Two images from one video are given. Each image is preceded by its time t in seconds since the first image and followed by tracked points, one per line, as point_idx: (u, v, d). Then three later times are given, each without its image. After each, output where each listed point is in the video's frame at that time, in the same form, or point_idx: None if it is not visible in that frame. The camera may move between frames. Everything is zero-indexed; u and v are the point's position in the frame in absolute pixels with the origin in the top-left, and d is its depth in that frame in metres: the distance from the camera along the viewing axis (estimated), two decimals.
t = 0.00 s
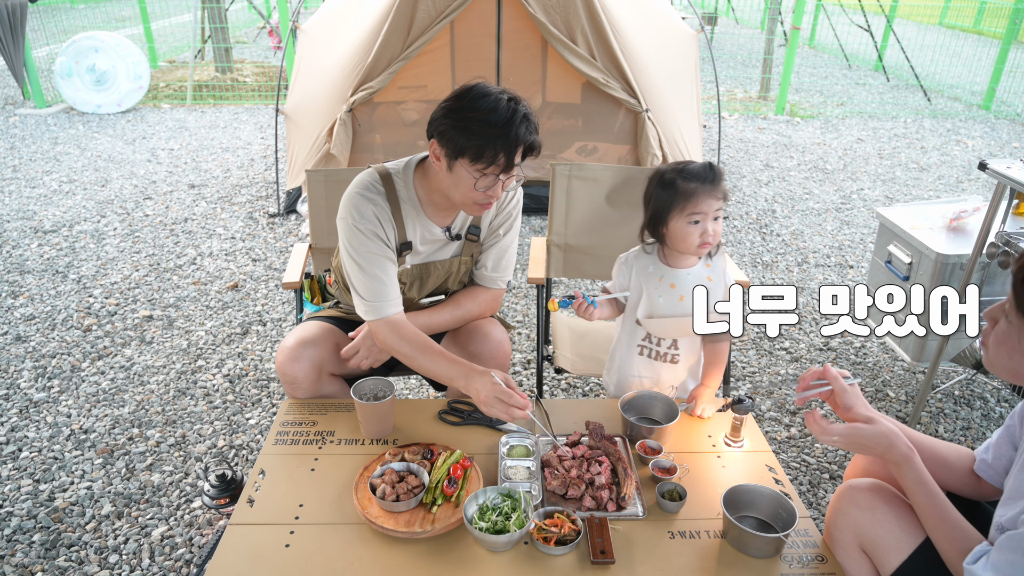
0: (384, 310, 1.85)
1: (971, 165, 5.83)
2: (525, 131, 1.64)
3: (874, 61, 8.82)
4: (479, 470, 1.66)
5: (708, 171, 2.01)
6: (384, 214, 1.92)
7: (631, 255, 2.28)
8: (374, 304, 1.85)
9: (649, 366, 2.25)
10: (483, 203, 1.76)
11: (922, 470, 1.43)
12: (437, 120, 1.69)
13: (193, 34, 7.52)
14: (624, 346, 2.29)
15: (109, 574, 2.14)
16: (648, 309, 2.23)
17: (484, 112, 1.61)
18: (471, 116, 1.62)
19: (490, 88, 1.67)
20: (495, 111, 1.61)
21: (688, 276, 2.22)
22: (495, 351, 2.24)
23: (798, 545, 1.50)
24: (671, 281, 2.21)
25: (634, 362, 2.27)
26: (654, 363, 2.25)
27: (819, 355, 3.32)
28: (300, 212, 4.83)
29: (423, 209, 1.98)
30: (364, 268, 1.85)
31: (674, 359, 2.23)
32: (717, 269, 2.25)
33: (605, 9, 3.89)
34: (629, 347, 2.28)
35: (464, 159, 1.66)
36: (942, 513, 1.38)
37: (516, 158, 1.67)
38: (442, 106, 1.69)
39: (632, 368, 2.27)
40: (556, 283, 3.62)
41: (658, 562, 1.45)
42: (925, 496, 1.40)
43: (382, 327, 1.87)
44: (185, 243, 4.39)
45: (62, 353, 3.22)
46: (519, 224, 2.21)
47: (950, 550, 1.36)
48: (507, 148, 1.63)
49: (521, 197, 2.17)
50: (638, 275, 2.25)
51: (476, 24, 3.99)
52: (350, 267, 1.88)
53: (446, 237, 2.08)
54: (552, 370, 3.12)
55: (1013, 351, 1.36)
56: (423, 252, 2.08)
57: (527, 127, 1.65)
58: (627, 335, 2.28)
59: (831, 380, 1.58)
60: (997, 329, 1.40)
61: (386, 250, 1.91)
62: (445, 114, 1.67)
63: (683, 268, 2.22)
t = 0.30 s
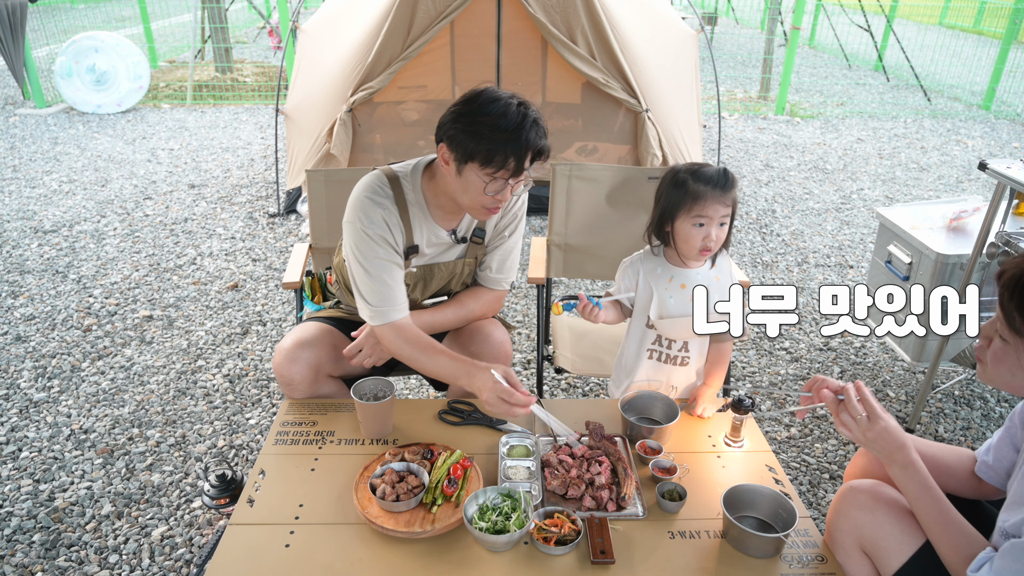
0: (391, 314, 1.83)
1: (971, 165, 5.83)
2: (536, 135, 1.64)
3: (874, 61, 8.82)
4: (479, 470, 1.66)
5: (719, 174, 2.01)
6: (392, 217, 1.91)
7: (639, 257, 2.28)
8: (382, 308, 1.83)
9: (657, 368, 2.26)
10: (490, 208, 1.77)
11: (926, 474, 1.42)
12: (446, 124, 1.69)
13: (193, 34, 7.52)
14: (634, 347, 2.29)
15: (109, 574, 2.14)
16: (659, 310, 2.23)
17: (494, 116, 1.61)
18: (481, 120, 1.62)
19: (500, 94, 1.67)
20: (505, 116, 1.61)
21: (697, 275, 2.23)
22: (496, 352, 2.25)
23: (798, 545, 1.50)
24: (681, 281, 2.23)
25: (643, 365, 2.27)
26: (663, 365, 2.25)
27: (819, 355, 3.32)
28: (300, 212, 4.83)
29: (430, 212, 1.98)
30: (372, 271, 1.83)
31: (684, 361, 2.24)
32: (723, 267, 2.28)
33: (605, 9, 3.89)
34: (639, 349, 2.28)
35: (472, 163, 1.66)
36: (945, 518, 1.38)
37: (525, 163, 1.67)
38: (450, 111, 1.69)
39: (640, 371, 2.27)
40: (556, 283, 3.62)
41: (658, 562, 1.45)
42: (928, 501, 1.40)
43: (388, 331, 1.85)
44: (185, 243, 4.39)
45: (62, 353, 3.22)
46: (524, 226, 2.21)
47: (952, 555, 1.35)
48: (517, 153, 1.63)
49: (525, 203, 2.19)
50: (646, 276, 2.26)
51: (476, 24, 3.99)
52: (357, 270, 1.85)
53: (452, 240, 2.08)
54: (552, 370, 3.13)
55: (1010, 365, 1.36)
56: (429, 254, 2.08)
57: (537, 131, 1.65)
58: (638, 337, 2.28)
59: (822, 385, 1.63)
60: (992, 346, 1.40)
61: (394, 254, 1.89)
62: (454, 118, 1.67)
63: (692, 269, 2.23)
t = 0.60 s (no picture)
0: (457, 326, 1.66)
1: (971, 165, 5.83)
2: (552, 143, 1.65)
3: (874, 61, 8.81)
4: (479, 470, 1.66)
5: (690, 183, 1.98)
6: (427, 228, 1.81)
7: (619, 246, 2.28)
8: (447, 319, 1.65)
9: (624, 355, 2.27)
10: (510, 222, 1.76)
11: (936, 476, 1.42)
12: (462, 136, 1.68)
13: (193, 34, 7.52)
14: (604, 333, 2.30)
15: (109, 574, 2.14)
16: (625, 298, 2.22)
17: (509, 127, 1.61)
18: (496, 131, 1.62)
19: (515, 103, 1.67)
20: (520, 125, 1.61)
21: (669, 271, 2.18)
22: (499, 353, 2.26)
23: (798, 545, 1.50)
24: (653, 274, 2.19)
25: (610, 351, 2.28)
26: (629, 353, 2.26)
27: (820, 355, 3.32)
28: (300, 212, 4.83)
29: (456, 225, 1.92)
30: (426, 282, 1.68)
31: (649, 352, 2.23)
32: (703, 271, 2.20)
33: (605, 9, 3.89)
34: (606, 334, 2.30)
35: (490, 176, 1.66)
36: (950, 520, 1.38)
37: (543, 171, 1.67)
38: (466, 123, 1.69)
39: (608, 356, 2.28)
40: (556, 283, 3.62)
41: (657, 562, 1.45)
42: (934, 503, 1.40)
43: (449, 352, 1.69)
44: (185, 243, 4.39)
45: (62, 353, 3.22)
46: (535, 228, 2.20)
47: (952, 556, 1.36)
48: (534, 161, 1.63)
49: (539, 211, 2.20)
50: (622, 264, 2.25)
51: (476, 24, 3.98)
52: (407, 285, 1.69)
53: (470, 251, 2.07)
54: (552, 370, 3.13)
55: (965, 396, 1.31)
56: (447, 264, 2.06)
57: (553, 138, 1.65)
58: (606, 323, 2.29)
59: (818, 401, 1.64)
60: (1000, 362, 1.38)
61: (440, 265, 1.77)
62: (470, 129, 1.66)
63: (667, 264, 2.18)
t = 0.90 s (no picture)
0: (455, 324, 1.66)
1: (971, 165, 5.83)
2: (553, 144, 1.65)
3: (874, 61, 8.81)
4: (479, 470, 1.66)
5: (693, 184, 1.98)
6: (426, 226, 1.81)
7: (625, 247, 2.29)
8: (444, 317, 1.66)
9: (630, 356, 2.27)
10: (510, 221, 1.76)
11: (938, 478, 1.42)
12: (464, 136, 1.69)
13: (193, 34, 7.52)
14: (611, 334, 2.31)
15: (109, 574, 2.14)
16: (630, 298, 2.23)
17: (512, 126, 1.61)
18: (499, 131, 1.61)
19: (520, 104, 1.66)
20: (522, 125, 1.61)
21: (675, 272, 2.18)
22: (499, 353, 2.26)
23: (798, 545, 1.50)
24: (659, 274, 2.19)
25: (616, 350, 2.29)
26: (636, 353, 2.26)
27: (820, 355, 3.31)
28: (300, 212, 4.83)
29: (456, 224, 1.92)
30: (425, 279, 1.68)
31: (655, 352, 2.24)
32: (709, 271, 2.20)
33: (605, 9, 3.89)
34: (613, 335, 2.30)
35: (492, 176, 1.65)
36: (955, 523, 1.39)
37: (544, 172, 1.67)
38: (468, 123, 1.69)
39: (614, 356, 2.29)
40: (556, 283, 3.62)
41: (658, 562, 1.45)
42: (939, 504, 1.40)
43: (447, 350, 1.69)
44: (185, 243, 4.39)
45: (62, 353, 3.22)
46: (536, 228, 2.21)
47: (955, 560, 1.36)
48: (535, 162, 1.63)
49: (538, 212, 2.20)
50: (628, 265, 2.25)
51: (476, 24, 3.98)
52: (405, 283, 1.69)
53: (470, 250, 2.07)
54: (552, 370, 3.13)
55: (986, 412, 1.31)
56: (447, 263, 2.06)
57: (555, 140, 1.65)
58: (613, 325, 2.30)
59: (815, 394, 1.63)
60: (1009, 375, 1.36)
61: (439, 264, 1.76)
62: (471, 129, 1.66)
63: (673, 264, 2.18)
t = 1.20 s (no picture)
0: (458, 322, 1.66)
1: (971, 165, 5.83)
2: (548, 137, 1.65)
3: (874, 61, 8.81)
4: (479, 470, 1.66)
5: (695, 181, 1.98)
6: (426, 225, 1.81)
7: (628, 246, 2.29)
8: (446, 316, 1.66)
9: (631, 354, 2.27)
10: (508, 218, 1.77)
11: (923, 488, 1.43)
12: (458, 133, 1.69)
13: (193, 34, 7.52)
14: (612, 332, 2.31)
15: (109, 574, 2.14)
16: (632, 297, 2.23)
17: (506, 121, 1.61)
18: (494, 126, 1.62)
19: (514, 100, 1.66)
20: (516, 119, 1.62)
21: (677, 272, 2.18)
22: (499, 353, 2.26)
23: (798, 545, 1.50)
24: (660, 273, 2.19)
25: (618, 349, 2.29)
26: (637, 351, 2.26)
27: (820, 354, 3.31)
28: (300, 212, 4.83)
29: (455, 222, 1.92)
30: (426, 278, 1.68)
31: (656, 351, 2.24)
32: (711, 270, 2.20)
33: (605, 9, 3.89)
34: (614, 333, 2.30)
35: (489, 171, 1.65)
36: (949, 530, 1.39)
37: (540, 166, 1.67)
38: (462, 120, 1.69)
39: (616, 354, 2.29)
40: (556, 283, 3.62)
41: (658, 562, 1.45)
42: (930, 509, 1.41)
43: (450, 348, 1.69)
44: (185, 243, 4.39)
45: (62, 353, 3.22)
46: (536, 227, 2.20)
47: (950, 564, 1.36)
48: (531, 155, 1.63)
49: (538, 210, 2.19)
50: (630, 263, 2.25)
51: (476, 24, 3.98)
52: (407, 283, 1.69)
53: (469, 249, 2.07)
54: (552, 370, 3.13)
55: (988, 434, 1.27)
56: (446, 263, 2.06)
57: (549, 133, 1.65)
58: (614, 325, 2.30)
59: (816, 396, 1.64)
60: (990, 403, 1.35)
61: (440, 263, 1.77)
62: (466, 125, 1.66)
63: (674, 263, 2.18)
